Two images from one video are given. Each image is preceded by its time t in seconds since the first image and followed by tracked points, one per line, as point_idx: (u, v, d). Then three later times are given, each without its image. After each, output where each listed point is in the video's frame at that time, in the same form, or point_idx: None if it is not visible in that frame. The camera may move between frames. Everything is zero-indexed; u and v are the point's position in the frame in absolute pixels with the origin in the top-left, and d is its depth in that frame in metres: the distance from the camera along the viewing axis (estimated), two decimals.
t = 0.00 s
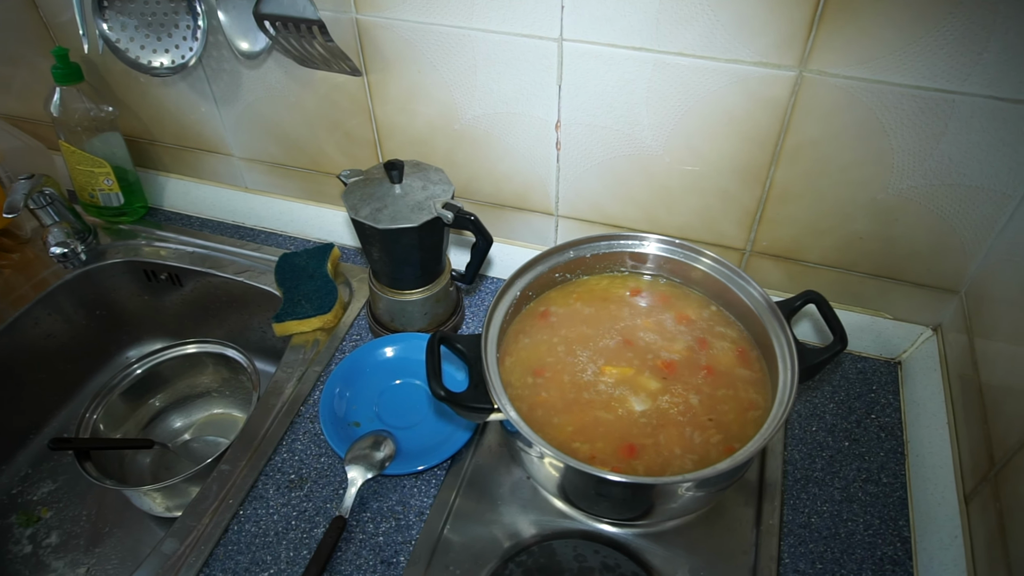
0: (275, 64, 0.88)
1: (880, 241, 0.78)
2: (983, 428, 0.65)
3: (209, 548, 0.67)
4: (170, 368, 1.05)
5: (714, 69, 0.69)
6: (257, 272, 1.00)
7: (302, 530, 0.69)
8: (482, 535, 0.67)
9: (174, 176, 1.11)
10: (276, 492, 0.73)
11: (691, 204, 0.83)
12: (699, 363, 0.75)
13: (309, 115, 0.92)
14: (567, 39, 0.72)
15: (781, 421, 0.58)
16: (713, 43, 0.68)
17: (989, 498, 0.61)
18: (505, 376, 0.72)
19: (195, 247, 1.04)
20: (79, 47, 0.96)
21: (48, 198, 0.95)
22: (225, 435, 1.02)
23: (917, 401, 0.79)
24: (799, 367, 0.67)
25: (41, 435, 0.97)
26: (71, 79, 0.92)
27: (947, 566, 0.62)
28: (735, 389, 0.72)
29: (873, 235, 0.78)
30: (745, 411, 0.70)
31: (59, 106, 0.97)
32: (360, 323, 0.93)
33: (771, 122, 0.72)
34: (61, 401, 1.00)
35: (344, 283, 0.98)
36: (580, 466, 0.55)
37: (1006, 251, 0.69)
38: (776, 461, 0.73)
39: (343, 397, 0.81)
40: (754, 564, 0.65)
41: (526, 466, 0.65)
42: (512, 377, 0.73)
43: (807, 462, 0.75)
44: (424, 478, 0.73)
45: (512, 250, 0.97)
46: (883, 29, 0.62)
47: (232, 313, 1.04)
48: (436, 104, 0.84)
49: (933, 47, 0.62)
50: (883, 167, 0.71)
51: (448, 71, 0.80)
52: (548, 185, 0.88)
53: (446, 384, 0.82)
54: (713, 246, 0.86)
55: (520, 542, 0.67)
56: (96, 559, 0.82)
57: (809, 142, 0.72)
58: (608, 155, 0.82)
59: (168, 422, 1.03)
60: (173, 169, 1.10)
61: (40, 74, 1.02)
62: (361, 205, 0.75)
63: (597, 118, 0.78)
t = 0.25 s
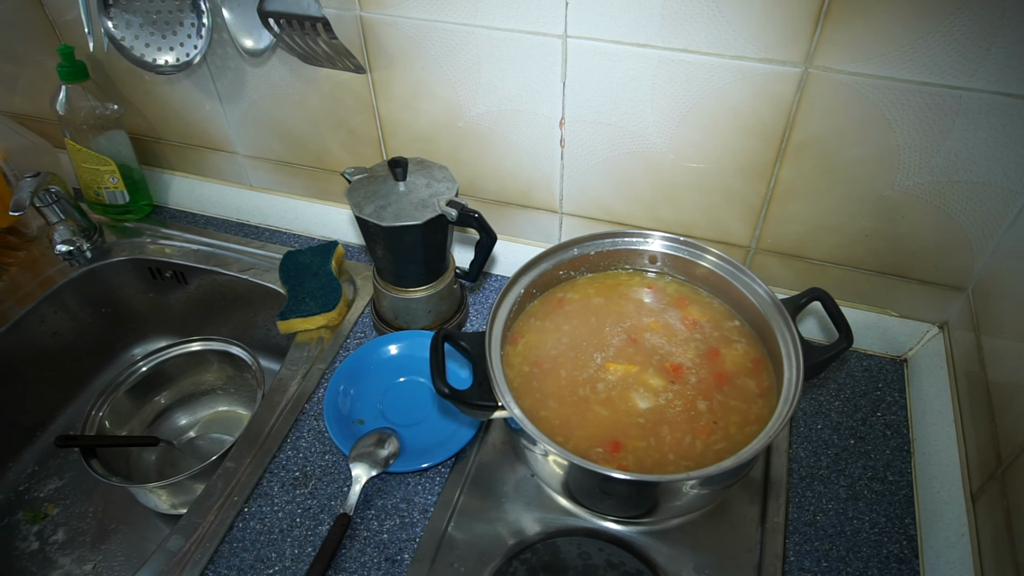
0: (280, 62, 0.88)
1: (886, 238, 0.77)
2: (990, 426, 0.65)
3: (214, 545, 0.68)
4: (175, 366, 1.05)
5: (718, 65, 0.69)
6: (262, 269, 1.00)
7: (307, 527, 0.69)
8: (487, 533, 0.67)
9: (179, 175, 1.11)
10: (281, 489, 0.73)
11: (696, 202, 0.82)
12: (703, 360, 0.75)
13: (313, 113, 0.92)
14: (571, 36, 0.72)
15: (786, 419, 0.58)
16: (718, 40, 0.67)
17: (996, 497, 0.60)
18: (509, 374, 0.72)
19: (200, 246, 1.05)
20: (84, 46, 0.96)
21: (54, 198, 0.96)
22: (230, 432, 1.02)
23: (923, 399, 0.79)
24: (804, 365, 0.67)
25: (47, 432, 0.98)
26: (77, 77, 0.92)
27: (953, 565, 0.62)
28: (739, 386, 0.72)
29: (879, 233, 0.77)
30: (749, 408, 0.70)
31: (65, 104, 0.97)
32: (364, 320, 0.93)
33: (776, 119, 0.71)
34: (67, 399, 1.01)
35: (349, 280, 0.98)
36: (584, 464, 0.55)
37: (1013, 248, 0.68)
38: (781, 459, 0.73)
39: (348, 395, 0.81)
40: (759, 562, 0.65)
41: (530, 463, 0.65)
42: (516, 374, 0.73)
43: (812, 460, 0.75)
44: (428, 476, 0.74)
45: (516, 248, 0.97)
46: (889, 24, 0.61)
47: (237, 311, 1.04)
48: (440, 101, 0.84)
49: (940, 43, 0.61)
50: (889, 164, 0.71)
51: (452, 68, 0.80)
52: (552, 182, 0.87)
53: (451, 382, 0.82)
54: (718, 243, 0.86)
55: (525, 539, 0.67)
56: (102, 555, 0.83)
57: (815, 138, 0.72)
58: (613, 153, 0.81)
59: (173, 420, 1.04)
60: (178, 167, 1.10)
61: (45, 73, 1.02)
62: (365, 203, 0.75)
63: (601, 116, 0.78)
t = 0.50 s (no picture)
0: (282, 63, 0.88)
1: (888, 238, 0.77)
2: (992, 427, 0.65)
3: (217, 545, 0.68)
4: (177, 366, 1.05)
5: (720, 66, 0.69)
6: (264, 270, 1.01)
7: (308, 527, 0.69)
8: (488, 533, 0.67)
9: (181, 175, 1.11)
10: (283, 489, 0.73)
11: (698, 202, 0.82)
12: (706, 361, 0.75)
13: (315, 114, 0.92)
14: (572, 37, 0.72)
15: (787, 420, 0.58)
16: (719, 40, 0.67)
17: (998, 497, 0.60)
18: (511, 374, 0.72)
19: (202, 246, 1.05)
20: (87, 46, 0.96)
21: (58, 197, 0.96)
22: (232, 432, 1.03)
23: (925, 399, 0.79)
24: (806, 365, 0.67)
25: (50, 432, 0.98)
26: (79, 78, 0.92)
27: (955, 566, 0.62)
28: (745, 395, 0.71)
29: (881, 233, 0.77)
30: (751, 412, 0.70)
31: (67, 105, 0.97)
32: (366, 321, 0.93)
33: (777, 119, 0.71)
34: (70, 399, 1.01)
35: (350, 281, 0.98)
36: (585, 464, 0.55)
37: (1015, 249, 0.68)
38: (782, 460, 0.73)
39: (349, 395, 0.81)
40: (761, 562, 0.65)
41: (532, 464, 0.65)
42: (518, 375, 0.73)
43: (814, 460, 0.75)
44: (430, 476, 0.74)
45: (518, 248, 0.97)
46: (891, 24, 0.61)
47: (239, 311, 1.05)
48: (442, 102, 0.84)
49: (941, 43, 0.61)
50: (890, 164, 0.71)
51: (453, 69, 0.80)
52: (554, 183, 0.87)
53: (452, 382, 0.82)
54: (720, 244, 0.86)
55: (526, 540, 0.67)
56: (105, 555, 0.83)
57: (816, 139, 0.72)
58: (614, 153, 0.81)
59: (175, 420, 1.04)
60: (180, 167, 1.11)
61: (49, 73, 1.02)
62: (366, 203, 0.75)
63: (602, 116, 0.78)
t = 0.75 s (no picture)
0: (282, 63, 0.88)
1: (888, 239, 0.77)
2: (993, 427, 0.65)
3: (217, 545, 0.68)
4: (177, 366, 1.05)
5: (720, 66, 0.69)
6: (264, 270, 1.01)
7: (309, 527, 0.69)
8: (489, 533, 0.67)
9: (182, 175, 1.11)
10: (283, 489, 0.73)
11: (698, 202, 0.82)
12: (708, 362, 0.75)
13: (316, 114, 0.92)
14: (573, 36, 0.72)
15: (788, 420, 0.58)
16: (720, 40, 0.67)
17: (999, 498, 0.60)
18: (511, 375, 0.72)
19: (202, 246, 1.05)
20: (88, 46, 0.96)
21: (58, 198, 0.96)
22: (232, 432, 1.03)
23: (926, 399, 0.79)
24: (807, 365, 0.67)
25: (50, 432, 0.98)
26: (80, 78, 0.92)
27: (956, 566, 0.62)
28: (747, 405, 0.70)
29: (882, 233, 0.77)
30: (751, 412, 0.70)
31: (68, 104, 0.97)
32: (366, 321, 0.93)
33: (778, 119, 0.71)
34: (70, 399, 1.01)
35: (351, 281, 0.98)
36: (586, 464, 0.55)
37: (1016, 249, 0.68)
38: (783, 460, 0.73)
39: (350, 395, 0.81)
40: (761, 563, 0.65)
41: (532, 464, 0.65)
42: (519, 375, 0.73)
43: (814, 461, 0.75)
44: (430, 476, 0.74)
45: (518, 248, 0.97)
46: (892, 24, 0.61)
47: (240, 311, 1.05)
48: (442, 102, 0.84)
49: (942, 43, 0.61)
50: (891, 164, 0.71)
51: (454, 69, 0.80)
52: (555, 183, 0.87)
53: (453, 382, 0.82)
54: (721, 244, 0.86)
55: (526, 540, 0.67)
56: (105, 555, 0.83)
57: (817, 139, 0.72)
58: (615, 153, 0.81)
59: (175, 420, 1.04)
60: (180, 167, 1.11)
61: (49, 73, 1.02)
62: (367, 203, 0.75)
63: (602, 116, 0.78)
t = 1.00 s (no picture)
0: (282, 64, 0.88)
1: (887, 239, 0.77)
2: (991, 428, 0.65)
3: (217, 545, 0.68)
4: (177, 367, 1.05)
5: (719, 67, 0.69)
6: (264, 270, 1.01)
7: (309, 528, 0.69)
8: (488, 534, 0.67)
9: (182, 176, 1.11)
10: (283, 490, 0.73)
11: (697, 203, 0.82)
12: (707, 363, 0.75)
13: (316, 115, 0.92)
14: (572, 37, 0.72)
15: (787, 420, 0.58)
16: (719, 41, 0.67)
17: (997, 497, 0.61)
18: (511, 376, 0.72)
19: (202, 246, 1.05)
20: (88, 47, 0.97)
21: (59, 198, 0.96)
22: (232, 433, 1.03)
23: (925, 399, 0.79)
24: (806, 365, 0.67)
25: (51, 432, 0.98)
26: (80, 78, 0.92)
27: (955, 566, 0.62)
28: (747, 414, 0.70)
29: (881, 233, 0.77)
30: (751, 412, 0.70)
31: (68, 105, 0.98)
32: (366, 321, 0.93)
33: (777, 120, 0.71)
34: (70, 399, 1.01)
35: (351, 281, 0.98)
36: (585, 465, 0.55)
37: (1014, 249, 0.68)
38: (782, 460, 0.73)
39: (349, 395, 0.81)
40: (760, 562, 0.65)
41: (532, 464, 0.65)
42: (518, 375, 0.73)
43: (813, 461, 0.75)
44: (430, 476, 0.74)
45: (518, 249, 0.97)
46: (890, 25, 0.61)
47: (239, 312, 1.05)
48: (441, 103, 0.84)
49: (940, 43, 0.61)
50: (890, 165, 0.71)
51: (453, 70, 0.80)
52: (554, 183, 0.88)
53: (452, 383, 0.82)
54: (720, 244, 0.86)
55: (526, 540, 0.67)
56: (105, 555, 0.83)
57: (815, 139, 0.72)
58: (614, 153, 0.81)
59: (175, 421, 1.04)
60: (180, 168, 1.11)
61: (49, 74, 1.02)
62: (366, 204, 0.75)
63: (601, 117, 0.78)
